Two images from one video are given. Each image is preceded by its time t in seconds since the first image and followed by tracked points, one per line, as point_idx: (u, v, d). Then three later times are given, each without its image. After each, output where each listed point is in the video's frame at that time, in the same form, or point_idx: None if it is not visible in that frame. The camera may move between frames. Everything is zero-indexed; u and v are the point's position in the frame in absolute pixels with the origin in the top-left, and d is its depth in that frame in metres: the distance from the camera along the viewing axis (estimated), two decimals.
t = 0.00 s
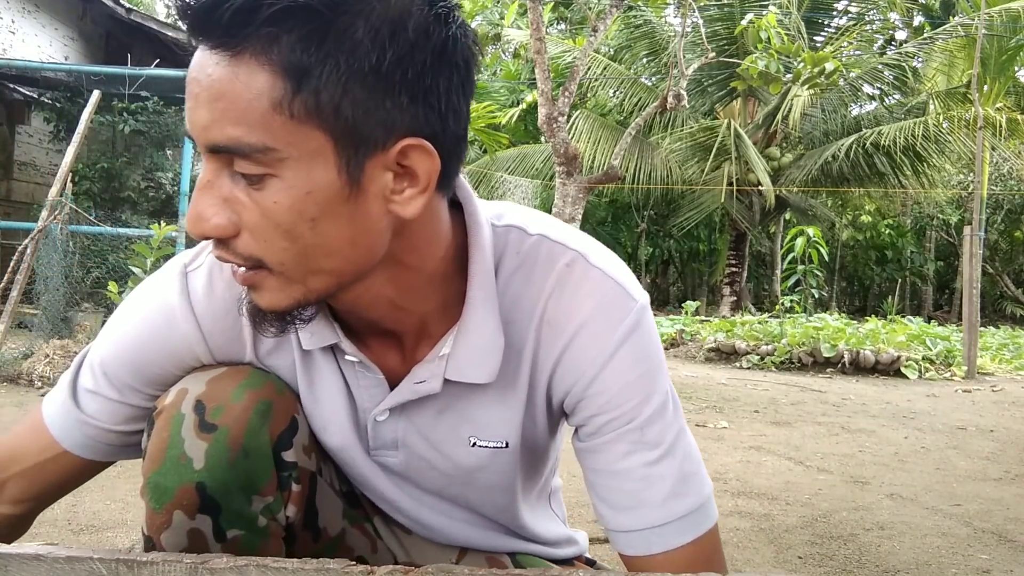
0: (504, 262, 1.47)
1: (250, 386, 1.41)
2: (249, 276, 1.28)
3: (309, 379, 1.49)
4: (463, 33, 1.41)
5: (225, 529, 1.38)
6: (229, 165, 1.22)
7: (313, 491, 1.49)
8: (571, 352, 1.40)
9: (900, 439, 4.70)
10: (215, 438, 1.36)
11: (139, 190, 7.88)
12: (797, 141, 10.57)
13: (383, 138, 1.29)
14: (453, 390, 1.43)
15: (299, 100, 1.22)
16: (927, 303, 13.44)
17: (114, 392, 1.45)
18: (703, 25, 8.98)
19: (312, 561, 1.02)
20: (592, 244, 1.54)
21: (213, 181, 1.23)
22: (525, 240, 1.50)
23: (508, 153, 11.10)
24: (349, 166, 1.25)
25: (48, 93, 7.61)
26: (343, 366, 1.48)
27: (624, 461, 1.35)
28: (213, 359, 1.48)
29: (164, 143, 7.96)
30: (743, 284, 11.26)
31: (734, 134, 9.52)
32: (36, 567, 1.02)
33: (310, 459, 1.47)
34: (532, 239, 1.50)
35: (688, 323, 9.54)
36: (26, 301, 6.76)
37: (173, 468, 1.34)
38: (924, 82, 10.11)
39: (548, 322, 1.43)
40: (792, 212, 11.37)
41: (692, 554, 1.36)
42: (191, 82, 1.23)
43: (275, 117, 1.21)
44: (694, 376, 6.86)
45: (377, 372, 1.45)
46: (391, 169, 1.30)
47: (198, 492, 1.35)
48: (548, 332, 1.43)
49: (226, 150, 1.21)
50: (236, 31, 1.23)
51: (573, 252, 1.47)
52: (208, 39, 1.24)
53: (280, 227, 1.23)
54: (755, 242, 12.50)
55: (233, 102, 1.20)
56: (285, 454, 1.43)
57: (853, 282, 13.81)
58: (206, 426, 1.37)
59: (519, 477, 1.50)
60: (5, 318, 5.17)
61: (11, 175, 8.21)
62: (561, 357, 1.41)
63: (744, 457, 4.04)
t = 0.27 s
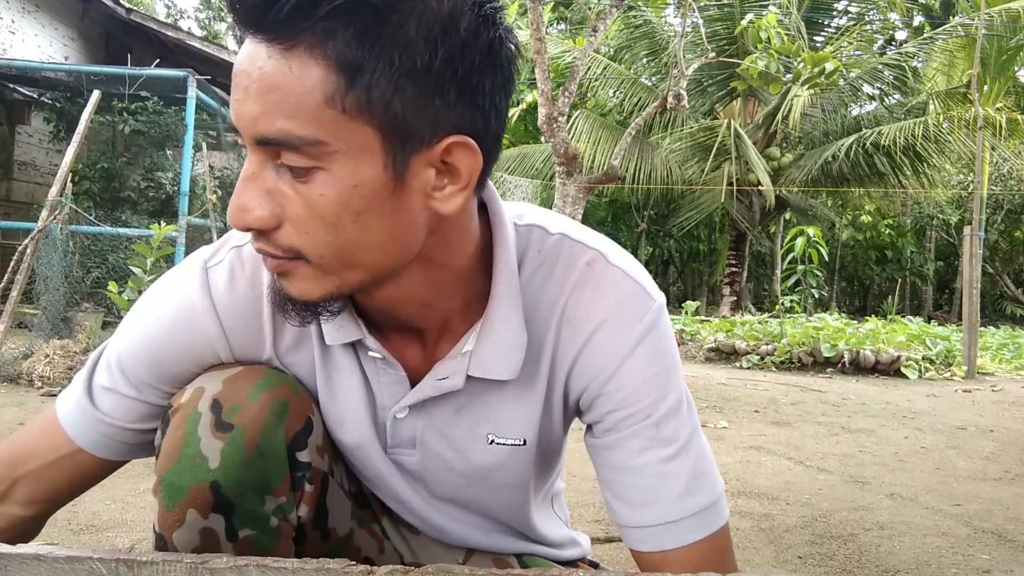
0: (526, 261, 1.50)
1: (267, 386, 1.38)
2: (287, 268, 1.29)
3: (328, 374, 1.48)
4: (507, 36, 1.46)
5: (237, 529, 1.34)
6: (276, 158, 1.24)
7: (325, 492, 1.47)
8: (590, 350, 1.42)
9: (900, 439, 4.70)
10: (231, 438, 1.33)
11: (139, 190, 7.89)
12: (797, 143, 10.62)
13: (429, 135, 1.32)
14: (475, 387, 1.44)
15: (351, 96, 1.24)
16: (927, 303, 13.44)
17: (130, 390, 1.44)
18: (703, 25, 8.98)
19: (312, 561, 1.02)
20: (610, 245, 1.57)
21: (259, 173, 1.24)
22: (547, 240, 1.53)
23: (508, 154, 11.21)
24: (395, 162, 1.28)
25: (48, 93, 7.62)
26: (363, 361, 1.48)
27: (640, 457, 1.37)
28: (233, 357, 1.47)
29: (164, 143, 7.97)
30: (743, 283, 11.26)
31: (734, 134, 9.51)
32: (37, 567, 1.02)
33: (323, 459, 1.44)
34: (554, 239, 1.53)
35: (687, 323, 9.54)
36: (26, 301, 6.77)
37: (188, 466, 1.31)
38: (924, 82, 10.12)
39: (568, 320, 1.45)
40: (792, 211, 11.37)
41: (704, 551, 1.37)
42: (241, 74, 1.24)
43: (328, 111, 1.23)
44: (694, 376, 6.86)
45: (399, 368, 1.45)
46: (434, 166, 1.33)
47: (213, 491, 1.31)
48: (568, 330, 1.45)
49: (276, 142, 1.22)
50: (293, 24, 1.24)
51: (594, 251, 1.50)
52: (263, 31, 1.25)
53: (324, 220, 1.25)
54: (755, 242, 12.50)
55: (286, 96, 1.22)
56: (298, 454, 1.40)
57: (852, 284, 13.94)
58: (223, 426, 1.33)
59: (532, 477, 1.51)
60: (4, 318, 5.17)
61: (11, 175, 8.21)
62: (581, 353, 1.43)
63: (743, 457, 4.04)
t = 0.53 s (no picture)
0: (533, 260, 1.51)
1: (273, 388, 1.38)
2: (300, 268, 1.29)
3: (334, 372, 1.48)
4: (522, 38, 1.47)
5: (242, 531, 1.33)
6: (293, 159, 1.24)
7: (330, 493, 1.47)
8: (595, 348, 1.43)
9: (901, 439, 4.70)
10: (237, 440, 1.33)
11: (139, 190, 7.89)
12: (797, 141, 10.56)
13: (446, 137, 1.33)
14: (482, 386, 1.44)
15: (370, 96, 1.25)
16: (927, 303, 13.44)
17: (133, 391, 1.44)
18: (703, 25, 8.98)
19: (312, 561, 1.02)
20: (614, 244, 1.58)
21: (275, 173, 1.24)
22: (553, 239, 1.54)
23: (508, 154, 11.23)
24: (412, 163, 1.29)
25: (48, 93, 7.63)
26: (369, 360, 1.47)
27: (644, 454, 1.38)
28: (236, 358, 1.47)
29: (164, 143, 7.97)
30: (743, 283, 11.27)
31: (734, 134, 9.51)
32: (37, 567, 1.02)
33: (328, 460, 1.44)
34: (560, 237, 1.54)
35: (687, 323, 9.54)
36: (26, 301, 6.77)
37: (193, 468, 1.30)
38: (923, 82, 10.13)
39: (574, 319, 1.46)
40: (792, 211, 11.38)
41: (709, 549, 1.37)
42: (258, 74, 1.24)
43: (346, 112, 1.23)
44: (694, 376, 6.86)
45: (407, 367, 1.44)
46: (450, 167, 1.34)
47: (218, 493, 1.31)
48: (573, 328, 1.46)
49: (294, 142, 1.22)
50: (314, 25, 1.25)
51: (599, 249, 1.51)
52: (282, 32, 1.25)
53: (340, 220, 1.25)
54: (755, 241, 12.49)
55: (305, 97, 1.22)
56: (304, 457, 1.40)
57: (852, 283, 13.84)
58: (229, 428, 1.33)
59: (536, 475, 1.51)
60: (5, 318, 5.18)
61: (11, 175, 8.21)
62: (586, 352, 1.44)
63: (743, 457, 4.04)
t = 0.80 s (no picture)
0: (538, 258, 1.51)
1: (272, 391, 1.37)
2: (310, 267, 1.29)
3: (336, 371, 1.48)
4: (534, 38, 1.48)
5: (241, 534, 1.33)
6: (306, 159, 1.24)
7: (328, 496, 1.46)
8: (600, 346, 1.44)
9: (901, 439, 4.70)
10: (235, 443, 1.32)
11: (139, 190, 7.89)
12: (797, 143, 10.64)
13: (458, 137, 1.34)
14: (486, 384, 1.44)
15: (384, 97, 1.25)
16: (927, 303, 13.43)
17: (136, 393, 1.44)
18: (703, 25, 8.98)
19: (312, 561, 1.02)
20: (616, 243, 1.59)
21: (287, 173, 1.24)
22: (557, 238, 1.54)
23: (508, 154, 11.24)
24: (424, 163, 1.29)
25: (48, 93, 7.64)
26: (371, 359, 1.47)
27: (648, 452, 1.38)
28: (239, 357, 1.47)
29: (164, 144, 7.97)
30: (743, 283, 11.28)
31: (734, 134, 9.50)
32: (37, 567, 1.02)
33: (327, 463, 1.44)
34: (564, 236, 1.54)
35: (687, 323, 9.54)
36: (26, 301, 6.77)
37: (192, 471, 1.30)
38: (923, 82, 10.13)
39: (578, 317, 1.46)
40: (792, 211, 11.38)
41: (711, 548, 1.37)
42: (271, 75, 1.24)
43: (360, 112, 1.24)
44: (694, 376, 6.86)
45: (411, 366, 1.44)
46: (461, 167, 1.35)
47: (216, 496, 1.30)
48: (578, 326, 1.46)
49: (307, 143, 1.22)
50: (329, 25, 1.25)
51: (604, 248, 1.51)
52: (296, 33, 1.25)
53: (352, 221, 1.25)
54: (755, 242, 12.49)
55: (319, 98, 1.22)
56: (303, 459, 1.40)
57: (852, 283, 13.85)
58: (227, 430, 1.33)
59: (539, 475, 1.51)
60: (5, 318, 5.18)
61: (11, 175, 8.20)
62: (591, 350, 1.44)
63: (743, 457, 4.04)
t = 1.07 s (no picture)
0: (549, 256, 1.52)
1: (270, 390, 1.37)
2: (338, 265, 1.28)
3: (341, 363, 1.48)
4: (558, 36, 1.49)
5: (240, 532, 1.33)
6: (339, 158, 1.22)
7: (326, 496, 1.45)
8: (608, 345, 1.44)
9: (901, 439, 4.70)
10: (233, 441, 1.31)
11: (139, 190, 7.89)
12: (797, 141, 10.55)
13: (488, 134, 1.34)
14: (494, 381, 1.45)
15: (420, 96, 1.24)
16: (927, 303, 13.43)
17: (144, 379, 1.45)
18: (703, 25, 8.97)
19: (311, 561, 1.02)
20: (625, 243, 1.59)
21: (319, 172, 1.23)
22: (568, 236, 1.55)
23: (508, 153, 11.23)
24: (455, 161, 1.30)
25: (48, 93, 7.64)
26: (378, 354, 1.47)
27: (654, 451, 1.38)
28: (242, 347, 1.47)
29: (164, 144, 7.96)
30: (743, 283, 11.28)
31: (734, 134, 9.49)
32: (37, 567, 1.02)
33: (325, 463, 1.43)
34: (575, 235, 1.55)
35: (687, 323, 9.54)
36: (26, 301, 6.78)
37: (190, 469, 1.29)
38: (923, 82, 10.12)
39: (588, 315, 1.47)
40: (792, 212, 11.38)
41: (713, 549, 1.37)
42: (300, 72, 1.22)
43: (395, 112, 1.22)
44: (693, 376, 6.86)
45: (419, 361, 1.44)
46: (489, 165, 1.35)
47: (215, 495, 1.30)
48: (587, 324, 1.46)
49: (342, 143, 1.21)
50: (369, 27, 1.23)
51: (614, 246, 1.52)
52: (331, 30, 1.23)
53: (384, 220, 1.25)
54: (755, 242, 12.48)
55: (356, 98, 1.21)
56: (301, 459, 1.39)
57: (852, 283, 13.83)
58: (224, 428, 1.32)
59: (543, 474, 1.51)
60: (5, 318, 5.19)
61: (11, 175, 8.20)
62: (600, 348, 1.45)
63: (743, 457, 4.04)
